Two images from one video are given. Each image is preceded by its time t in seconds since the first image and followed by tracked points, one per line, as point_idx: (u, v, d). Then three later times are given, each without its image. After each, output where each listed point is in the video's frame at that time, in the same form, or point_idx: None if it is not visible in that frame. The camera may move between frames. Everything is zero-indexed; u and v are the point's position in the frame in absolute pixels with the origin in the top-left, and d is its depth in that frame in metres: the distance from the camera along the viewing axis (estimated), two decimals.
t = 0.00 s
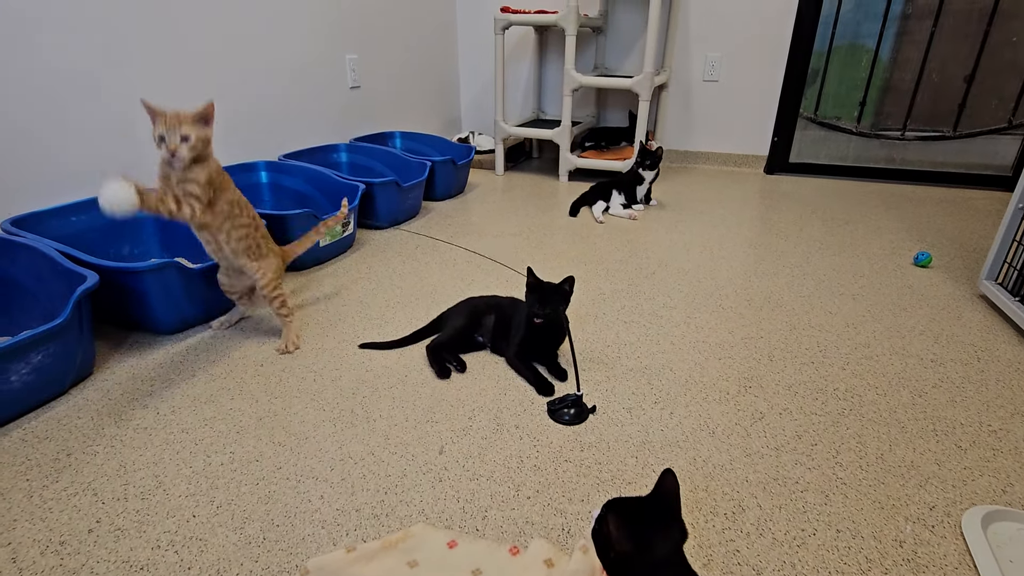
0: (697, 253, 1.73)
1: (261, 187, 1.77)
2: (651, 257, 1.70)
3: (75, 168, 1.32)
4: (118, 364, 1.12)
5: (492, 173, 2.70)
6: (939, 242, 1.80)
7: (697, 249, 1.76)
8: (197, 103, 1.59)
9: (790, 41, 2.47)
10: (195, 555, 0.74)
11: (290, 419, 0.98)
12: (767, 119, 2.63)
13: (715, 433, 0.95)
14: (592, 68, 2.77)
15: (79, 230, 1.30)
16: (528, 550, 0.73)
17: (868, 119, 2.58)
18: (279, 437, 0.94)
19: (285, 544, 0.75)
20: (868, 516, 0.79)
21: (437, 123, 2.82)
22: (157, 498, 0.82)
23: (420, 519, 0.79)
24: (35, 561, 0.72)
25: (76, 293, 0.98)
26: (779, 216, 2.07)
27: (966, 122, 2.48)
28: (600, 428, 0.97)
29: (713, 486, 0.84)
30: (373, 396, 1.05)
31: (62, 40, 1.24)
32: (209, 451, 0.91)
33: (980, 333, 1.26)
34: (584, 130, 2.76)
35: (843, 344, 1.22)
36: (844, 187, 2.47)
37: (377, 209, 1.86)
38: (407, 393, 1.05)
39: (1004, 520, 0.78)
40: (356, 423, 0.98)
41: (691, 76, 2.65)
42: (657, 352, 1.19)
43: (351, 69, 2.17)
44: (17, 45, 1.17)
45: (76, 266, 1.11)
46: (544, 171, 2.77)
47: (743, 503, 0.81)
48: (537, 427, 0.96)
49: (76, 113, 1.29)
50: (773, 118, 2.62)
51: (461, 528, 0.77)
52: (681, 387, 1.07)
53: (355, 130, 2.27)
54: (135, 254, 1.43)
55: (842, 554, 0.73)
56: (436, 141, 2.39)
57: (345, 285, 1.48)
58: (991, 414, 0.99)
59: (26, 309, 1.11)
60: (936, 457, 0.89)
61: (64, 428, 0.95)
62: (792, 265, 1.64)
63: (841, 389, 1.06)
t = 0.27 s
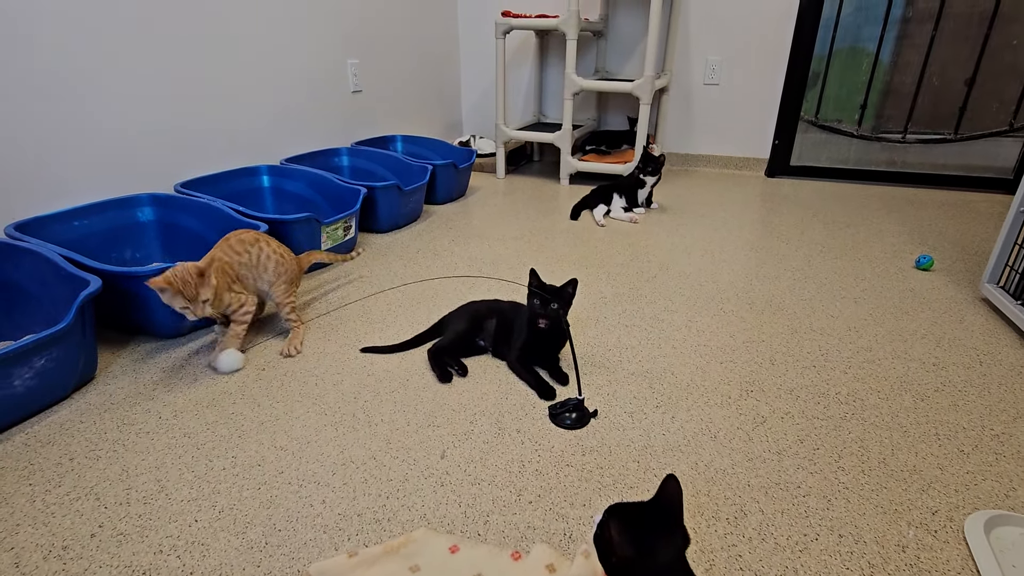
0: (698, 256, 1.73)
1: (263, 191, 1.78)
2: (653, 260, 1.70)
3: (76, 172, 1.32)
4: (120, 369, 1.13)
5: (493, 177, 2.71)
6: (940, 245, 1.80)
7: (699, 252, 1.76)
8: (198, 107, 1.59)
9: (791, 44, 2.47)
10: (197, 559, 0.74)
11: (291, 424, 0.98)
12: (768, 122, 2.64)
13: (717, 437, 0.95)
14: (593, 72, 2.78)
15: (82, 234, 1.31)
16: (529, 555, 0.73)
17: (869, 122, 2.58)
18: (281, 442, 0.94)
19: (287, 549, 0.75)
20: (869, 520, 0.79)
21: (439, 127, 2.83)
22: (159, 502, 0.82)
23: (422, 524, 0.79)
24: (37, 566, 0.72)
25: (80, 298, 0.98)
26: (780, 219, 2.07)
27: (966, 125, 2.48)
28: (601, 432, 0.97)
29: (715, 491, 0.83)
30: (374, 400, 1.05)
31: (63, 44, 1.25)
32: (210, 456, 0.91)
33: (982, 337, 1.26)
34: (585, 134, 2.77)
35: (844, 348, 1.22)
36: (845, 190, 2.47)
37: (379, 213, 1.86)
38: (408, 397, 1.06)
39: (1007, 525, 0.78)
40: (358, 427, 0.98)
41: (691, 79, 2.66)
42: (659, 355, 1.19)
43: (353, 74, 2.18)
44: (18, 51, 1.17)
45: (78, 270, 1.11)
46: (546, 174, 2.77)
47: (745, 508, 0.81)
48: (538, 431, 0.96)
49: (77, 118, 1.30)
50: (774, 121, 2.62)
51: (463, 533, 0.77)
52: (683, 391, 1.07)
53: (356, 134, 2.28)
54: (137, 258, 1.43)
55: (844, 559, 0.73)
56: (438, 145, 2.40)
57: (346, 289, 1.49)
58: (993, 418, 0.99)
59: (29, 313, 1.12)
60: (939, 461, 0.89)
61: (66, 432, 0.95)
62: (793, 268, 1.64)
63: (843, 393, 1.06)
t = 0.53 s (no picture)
0: (700, 259, 1.73)
1: (264, 194, 1.78)
2: (654, 263, 1.70)
3: (76, 175, 1.32)
4: (122, 372, 1.13)
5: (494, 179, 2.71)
6: (942, 247, 1.79)
7: (700, 255, 1.76)
8: (199, 110, 1.59)
9: (792, 47, 2.48)
10: (198, 563, 0.74)
11: (293, 426, 0.99)
12: (769, 124, 2.64)
13: (719, 440, 0.94)
14: (593, 75, 2.78)
15: (84, 238, 1.31)
16: (531, 558, 0.73)
17: (870, 124, 2.58)
18: (282, 445, 0.94)
19: (288, 552, 0.75)
20: (872, 523, 0.78)
21: (440, 130, 2.83)
22: (160, 505, 0.82)
23: (423, 528, 0.79)
24: (38, 569, 0.72)
25: (81, 301, 0.98)
26: (781, 221, 2.07)
27: (967, 127, 2.48)
28: (603, 435, 0.96)
29: (717, 494, 0.83)
30: (376, 403, 1.05)
31: (62, 46, 1.24)
32: (212, 459, 0.91)
33: (984, 339, 1.26)
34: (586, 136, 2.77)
35: (846, 350, 1.22)
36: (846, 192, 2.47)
37: (380, 216, 1.86)
38: (409, 400, 1.05)
39: (1011, 528, 0.77)
40: (359, 430, 0.98)
41: (692, 82, 2.66)
42: (660, 358, 1.19)
43: (354, 77, 2.19)
44: (16, 52, 1.17)
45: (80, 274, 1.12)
46: (547, 177, 2.77)
47: (747, 511, 0.80)
48: (540, 434, 0.96)
49: (76, 120, 1.29)
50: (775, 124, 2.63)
51: (464, 537, 0.77)
52: (684, 394, 1.07)
53: (358, 137, 2.28)
54: (138, 261, 1.43)
55: (847, 562, 0.73)
56: (438, 148, 2.40)
57: (347, 292, 1.49)
58: (996, 420, 0.99)
59: (31, 316, 1.12)
60: (941, 464, 0.89)
61: (68, 435, 0.95)
62: (794, 270, 1.64)
63: (845, 396, 1.06)
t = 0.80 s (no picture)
0: (700, 260, 1.73)
1: (265, 197, 1.79)
2: (654, 264, 1.70)
3: (77, 176, 1.32)
4: (123, 374, 1.13)
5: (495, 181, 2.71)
6: (943, 248, 1.79)
7: (701, 256, 1.76)
8: (200, 112, 1.59)
9: (792, 48, 2.48)
10: (198, 565, 0.74)
11: (294, 428, 0.99)
12: (769, 125, 2.64)
13: (720, 442, 0.94)
14: (594, 77, 2.79)
15: (85, 240, 1.32)
16: (531, 561, 0.73)
17: (870, 125, 2.58)
18: (282, 447, 0.94)
19: (289, 554, 0.75)
20: (874, 525, 0.78)
21: (441, 132, 2.83)
22: (160, 508, 0.82)
23: (423, 530, 0.79)
24: (38, 572, 0.72)
25: (82, 303, 0.98)
26: (782, 223, 2.07)
27: (968, 128, 2.48)
28: (604, 437, 0.96)
29: (718, 496, 0.83)
30: (376, 405, 1.05)
31: (62, 47, 1.25)
32: (212, 461, 0.91)
33: (986, 340, 1.25)
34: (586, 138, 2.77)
35: (848, 351, 1.22)
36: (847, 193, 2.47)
37: (380, 218, 1.86)
38: (409, 402, 1.05)
39: (1014, 530, 0.77)
40: (359, 432, 0.98)
41: (692, 83, 2.67)
42: (661, 360, 1.19)
43: (355, 80, 2.19)
44: (16, 53, 1.17)
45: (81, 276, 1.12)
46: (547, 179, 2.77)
47: (748, 513, 0.80)
48: (540, 436, 0.96)
49: (75, 121, 1.30)
50: (775, 125, 2.63)
51: (464, 539, 0.77)
52: (685, 395, 1.07)
53: (359, 139, 2.29)
54: (140, 264, 1.43)
55: (848, 564, 0.72)
56: (439, 150, 2.40)
57: (349, 294, 1.49)
58: (998, 422, 0.98)
59: (32, 319, 1.12)
60: (943, 465, 0.89)
61: (69, 438, 0.95)
62: (796, 272, 1.63)
63: (847, 397, 1.06)
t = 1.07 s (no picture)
0: (702, 262, 1.73)
1: (266, 199, 1.79)
2: (656, 266, 1.70)
3: (77, 176, 1.33)
4: (125, 376, 1.13)
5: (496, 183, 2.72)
6: (946, 250, 1.79)
7: (702, 258, 1.76)
8: (201, 113, 1.60)
9: (793, 49, 2.48)
10: (199, 567, 0.74)
11: (295, 430, 0.99)
12: (770, 126, 2.63)
13: (721, 443, 0.94)
14: (595, 78, 2.79)
15: (87, 242, 1.32)
16: (532, 563, 0.73)
17: (872, 126, 2.57)
18: (283, 449, 0.94)
19: (289, 556, 0.75)
20: (877, 528, 0.78)
21: (442, 134, 2.84)
22: (162, 510, 0.82)
23: (424, 532, 0.79)
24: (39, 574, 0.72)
25: (84, 305, 0.99)
26: (783, 224, 2.07)
27: (970, 129, 2.47)
28: (605, 439, 0.96)
29: (720, 498, 0.83)
30: (377, 407, 1.05)
31: (62, 48, 1.25)
32: (213, 463, 0.91)
33: (989, 341, 1.25)
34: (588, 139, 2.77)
35: (849, 353, 1.21)
36: (849, 194, 2.46)
37: (381, 220, 1.86)
38: (411, 403, 1.05)
39: (1018, 532, 0.76)
40: (360, 434, 0.98)
41: (693, 85, 2.67)
42: (663, 361, 1.19)
43: (356, 82, 2.20)
44: (16, 53, 1.18)
45: (84, 278, 1.12)
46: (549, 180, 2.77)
47: (750, 515, 0.80)
48: (541, 438, 0.96)
49: (75, 121, 1.30)
50: (776, 126, 2.62)
51: (465, 541, 0.77)
52: (687, 397, 1.06)
53: (360, 141, 2.29)
54: (141, 266, 1.43)
55: (851, 567, 0.72)
56: (441, 152, 2.41)
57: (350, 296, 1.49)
58: (1001, 423, 0.98)
59: (34, 321, 1.12)
60: (946, 467, 0.88)
61: (70, 440, 0.96)
62: (797, 273, 1.63)
63: (848, 399, 1.05)
